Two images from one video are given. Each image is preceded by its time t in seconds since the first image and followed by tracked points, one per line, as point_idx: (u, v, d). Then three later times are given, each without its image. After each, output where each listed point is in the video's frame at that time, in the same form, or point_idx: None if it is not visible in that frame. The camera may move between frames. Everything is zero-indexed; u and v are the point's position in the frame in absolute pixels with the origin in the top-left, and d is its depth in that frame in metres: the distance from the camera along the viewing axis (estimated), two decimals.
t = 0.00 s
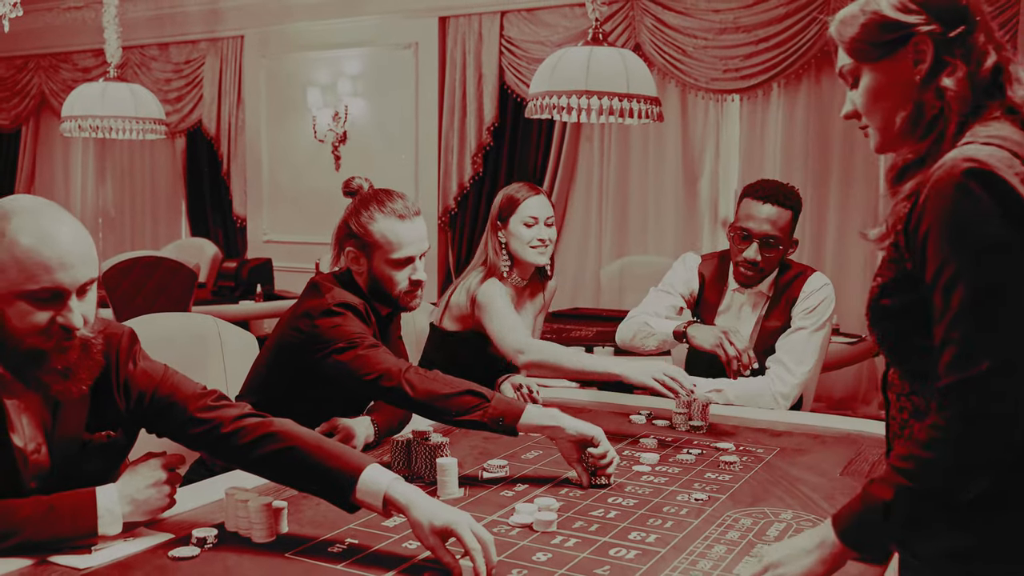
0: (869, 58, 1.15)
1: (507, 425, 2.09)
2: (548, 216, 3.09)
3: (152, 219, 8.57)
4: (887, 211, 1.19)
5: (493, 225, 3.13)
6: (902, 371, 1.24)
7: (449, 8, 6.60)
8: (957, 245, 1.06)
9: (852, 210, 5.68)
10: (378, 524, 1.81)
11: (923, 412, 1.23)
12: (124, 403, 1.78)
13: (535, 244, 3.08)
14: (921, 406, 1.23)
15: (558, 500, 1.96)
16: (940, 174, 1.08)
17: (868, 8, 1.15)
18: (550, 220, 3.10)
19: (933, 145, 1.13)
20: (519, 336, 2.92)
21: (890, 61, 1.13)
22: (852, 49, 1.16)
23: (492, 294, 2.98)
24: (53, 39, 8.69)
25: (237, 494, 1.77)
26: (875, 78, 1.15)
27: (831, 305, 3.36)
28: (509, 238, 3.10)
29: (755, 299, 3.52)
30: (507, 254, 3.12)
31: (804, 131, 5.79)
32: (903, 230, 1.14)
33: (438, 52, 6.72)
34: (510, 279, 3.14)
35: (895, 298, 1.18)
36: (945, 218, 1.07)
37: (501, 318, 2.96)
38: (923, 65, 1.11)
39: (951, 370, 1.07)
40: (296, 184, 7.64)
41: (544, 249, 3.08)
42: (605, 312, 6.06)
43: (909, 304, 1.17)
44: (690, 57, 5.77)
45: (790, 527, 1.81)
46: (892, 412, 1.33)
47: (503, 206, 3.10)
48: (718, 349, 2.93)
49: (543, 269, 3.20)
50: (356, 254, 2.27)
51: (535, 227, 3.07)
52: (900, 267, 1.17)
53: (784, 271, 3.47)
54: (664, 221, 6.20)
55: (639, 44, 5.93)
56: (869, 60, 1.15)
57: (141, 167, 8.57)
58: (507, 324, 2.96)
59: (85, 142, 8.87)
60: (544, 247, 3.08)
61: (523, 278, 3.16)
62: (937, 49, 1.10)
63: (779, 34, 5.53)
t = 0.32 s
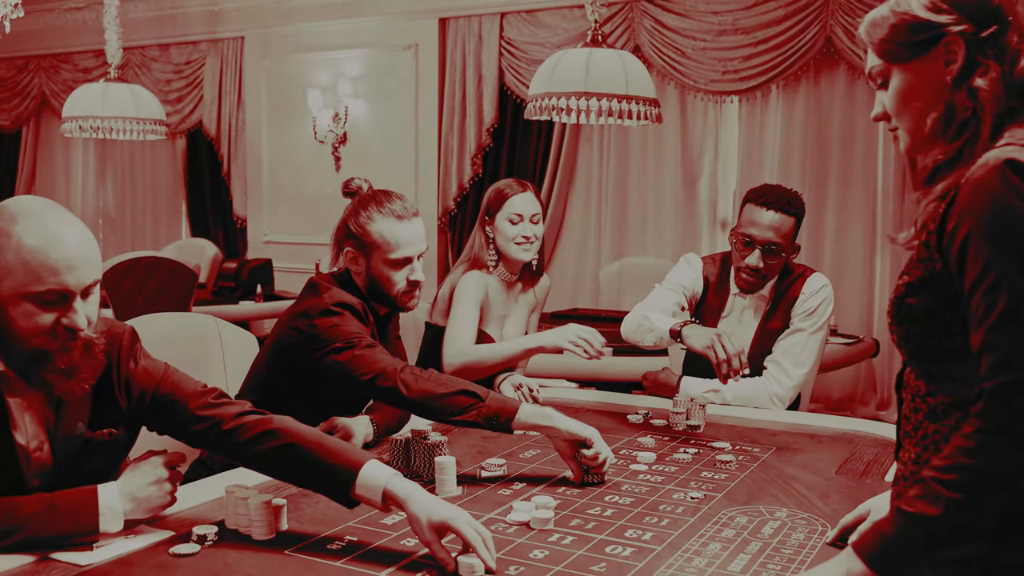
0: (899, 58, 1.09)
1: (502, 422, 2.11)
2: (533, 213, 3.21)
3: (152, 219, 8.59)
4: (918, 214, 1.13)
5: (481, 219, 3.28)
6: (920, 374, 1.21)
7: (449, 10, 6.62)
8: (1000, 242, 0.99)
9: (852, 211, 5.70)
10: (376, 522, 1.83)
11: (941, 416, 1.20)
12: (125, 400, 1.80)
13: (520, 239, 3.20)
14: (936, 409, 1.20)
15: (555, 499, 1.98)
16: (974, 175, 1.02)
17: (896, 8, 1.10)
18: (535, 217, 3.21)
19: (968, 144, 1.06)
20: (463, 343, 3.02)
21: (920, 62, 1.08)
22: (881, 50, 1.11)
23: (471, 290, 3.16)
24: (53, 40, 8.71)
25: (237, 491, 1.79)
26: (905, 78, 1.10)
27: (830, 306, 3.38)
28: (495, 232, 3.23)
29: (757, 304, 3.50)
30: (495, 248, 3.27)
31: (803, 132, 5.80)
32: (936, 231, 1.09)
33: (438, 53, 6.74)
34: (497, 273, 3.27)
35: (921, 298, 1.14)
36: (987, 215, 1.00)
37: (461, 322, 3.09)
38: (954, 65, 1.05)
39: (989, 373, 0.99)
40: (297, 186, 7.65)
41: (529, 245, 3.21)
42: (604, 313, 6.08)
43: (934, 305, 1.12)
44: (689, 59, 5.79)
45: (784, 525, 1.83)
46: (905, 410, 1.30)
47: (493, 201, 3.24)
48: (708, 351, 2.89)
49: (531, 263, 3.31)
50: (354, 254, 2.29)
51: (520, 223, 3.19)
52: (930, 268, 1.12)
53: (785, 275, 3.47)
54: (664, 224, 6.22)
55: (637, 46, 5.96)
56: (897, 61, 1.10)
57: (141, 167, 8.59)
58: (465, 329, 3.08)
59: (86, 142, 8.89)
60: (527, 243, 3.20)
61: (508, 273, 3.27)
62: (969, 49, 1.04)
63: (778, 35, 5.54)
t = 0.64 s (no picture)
0: (913, 60, 1.10)
1: (500, 421, 2.13)
2: (517, 215, 3.22)
3: (152, 218, 8.60)
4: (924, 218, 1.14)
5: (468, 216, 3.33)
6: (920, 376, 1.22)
7: (448, 11, 6.65)
8: (1007, 250, 1.00)
9: (850, 213, 5.72)
10: (375, 520, 1.85)
11: (939, 419, 1.22)
12: (126, 394, 1.82)
13: (502, 240, 3.25)
14: (935, 412, 1.22)
15: (552, 498, 2.00)
16: (989, 179, 1.04)
17: (910, 10, 1.11)
18: (520, 219, 3.23)
19: (979, 149, 1.06)
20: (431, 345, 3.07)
21: (932, 65, 1.09)
22: (893, 52, 1.12)
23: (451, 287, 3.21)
24: (54, 41, 8.73)
25: (237, 490, 1.80)
26: (915, 80, 1.11)
27: (828, 310, 3.37)
28: (481, 230, 3.29)
29: (757, 309, 3.38)
30: (481, 246, 3.34)
31: (801, 135, 5.83)
32: (944, 234, 1.09)
33: (437, 55, 6.76)
34: (482, 270, 3.35)
35: (926, 301, 1.14)
36: (997, 224, 1.01)
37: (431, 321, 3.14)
38: (964, 68, 1.06)
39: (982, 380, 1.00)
40: (297, 187, 7.67)
41: (511, 246, 3.25)
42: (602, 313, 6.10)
43: (938, 309, 1.13)
44: (687, 61, 5.81)
45: (779, 524, 1.85)
46: (904, 410, 1.32)
47: (481, 198, 3.26)
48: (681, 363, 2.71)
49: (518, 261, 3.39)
50: (350, 255, 2.30)
51: (504, 224, 3.22)
52: (935, 273, 1.12)
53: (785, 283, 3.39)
54: (662, 225, 6.24)
55: (636, 48, 5.98)
56: (909, 62, 1.11)
57: (141, 168, 8.61)
58: (435, 328, 3.13)
59: (86, 142, 8.91)
60: (509, 243, 3.25)
61: (494, 270, 3.34)
62: (980, 53, 1.05)
63: (776, 37, 5.57)
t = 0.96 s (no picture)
0: (908, 62, 1.12)
1: (501, 419, 2.16)
2: (502, 215, 3.24)
3: (152, 220, 8.62)
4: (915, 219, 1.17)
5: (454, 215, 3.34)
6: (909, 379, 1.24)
7: (447, 14, 6.67)
8: (992, 254, 1.01)
9: (848, 214, 5.74)
10: (374, 519, 1.86)
11: (927, 422, 1.23)
12: (132, 386, 1.90)
13: (487, 240, 3.27)
14: (923, 414, 1.24)
15: (549, 497, 2.01)
16: (974, 184, 1.06)
17: (910, 12, 1.12)
18: (504, 219, 3.25)
19: (965, 150, 1.10)
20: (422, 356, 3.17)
21: (928, 66, 1.11)
22: (895, 54, 1.14)
23: (436, 288, 3.26)
24: (53, 43, 8.75)
25: (236, 489, 1.82)
26: (912, 80, 1.13)
27: (826, 315, 3.36)
28: (467, 230, 3.30)
29: (756, 317, 3.34)
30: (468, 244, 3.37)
31: (799, 138, 5.86)
32: (932, 237, 1.11)
33: (436, 57, 6.78)
34: (469, 268, 3.37)
35: (913, 305, 1.16)
36: (982, 227, 1.03)
37: (419, 328, 3.21)
38: (954, 72, 1.08)
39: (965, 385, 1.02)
40: (297, 188, 7.68)
41: (496, 247, 3.27)
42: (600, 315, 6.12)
43: (925, 311, 1.15)
44: (685, 64, 5.83)
45: (774, 523, 1.86)
46: (893, 411, 1.34)
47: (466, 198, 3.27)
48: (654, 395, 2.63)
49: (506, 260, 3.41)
50: (348, 258, 2.32)
51: (489, 225, 3.24)
52: (923, 276, 1.14)
53: (784, 291, 3.33)
54: (661, 227, 6.26)
55: (635, 50, 6.00)
56: (907, 63, 1.13)
57: (141, 170, 8.63)
58: (423, 335, 3.21)
59: (86, 144, 8.93)
60: (494, 244, 3.27)
61: (480, 270, 3.35)
62: (971, 56, 1.07)
63: (773, 40, 5.60)
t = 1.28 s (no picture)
0: (906, 65, 1.14)
1: (500, 412, 2.18)
2: (492, 215, 3.25)
3: (152, 220, 8.64)
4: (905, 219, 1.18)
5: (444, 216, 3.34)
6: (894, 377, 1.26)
7: (447, 16, 6.69)
8: (976, 253, 1.03)
9: (845, 216, 5.77)
10: (372, 519, 1.88)
11: (909, 421, 1.25)
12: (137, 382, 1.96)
13: (480, 241, 3.29)
14: (907, 414, 1.25)
15: (546, 497, 2.03)
16: (962, 184, 1.07)
17: (910, 17, 1.13)
18: (495, 219, 3.26)
19: (955, 151, 1.11)
20: (423, 357, 3.19)
21: (923, 70, 1.12)
22: (895, 58, 1.16)
23: (432, 288, 3.28)
24: (54, 44, 8.77)
25: (237, 488, 1.83)
26: (909, 82, 1.14)
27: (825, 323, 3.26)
28: (458, 232, 3.31)
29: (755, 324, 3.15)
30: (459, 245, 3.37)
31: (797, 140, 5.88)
32: (920, 237, 1.12)
33: (436, 59, 6.79)
34: (461, 269, 3.38)
35: (901, 304, 1.18)
36: (969, 227, 1.04)
37: (418, 330, 3.22)
38: (949, 75, 1.10)
39: (951, 383, 1.04)
40: (297, 190, 7.70)
41: (488, 247, 3.29)
42: (599, 316, 6.14)
43: (913, 311, 1.17)
44: (685, 66, 5.85)
45: (769, 523, 1.88)
46: (879, 411, 1.35)
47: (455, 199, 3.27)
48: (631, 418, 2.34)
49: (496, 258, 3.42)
50: (349, 261, 2.34)
51: (478, 226, 3.25)
52: (910, 276, 1.16)
53: (784, 301, 3.17)
54: (660, 229, 6.28)
55: (633, 52, 6.02)
56: (907, 66, 1.14)
57: (142, 171, 8.65)
58: (422, 337, 3.22)
59: (87, 144, 8.95)
60: (486, 245, 3.29)
61: (473, 269, 3.37)
62: (965, 61, 1.08)
63: (772, 43, 5.62)
